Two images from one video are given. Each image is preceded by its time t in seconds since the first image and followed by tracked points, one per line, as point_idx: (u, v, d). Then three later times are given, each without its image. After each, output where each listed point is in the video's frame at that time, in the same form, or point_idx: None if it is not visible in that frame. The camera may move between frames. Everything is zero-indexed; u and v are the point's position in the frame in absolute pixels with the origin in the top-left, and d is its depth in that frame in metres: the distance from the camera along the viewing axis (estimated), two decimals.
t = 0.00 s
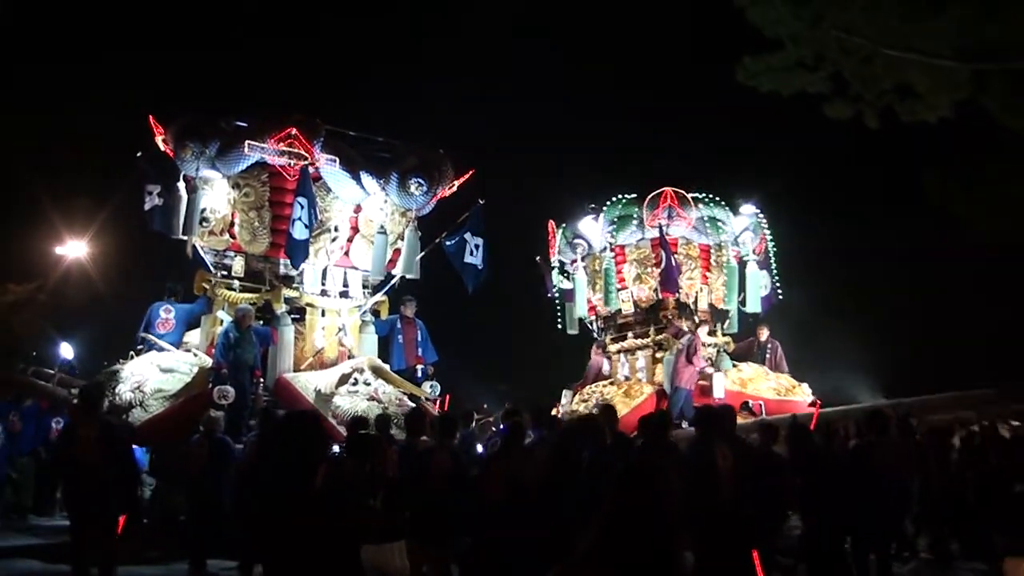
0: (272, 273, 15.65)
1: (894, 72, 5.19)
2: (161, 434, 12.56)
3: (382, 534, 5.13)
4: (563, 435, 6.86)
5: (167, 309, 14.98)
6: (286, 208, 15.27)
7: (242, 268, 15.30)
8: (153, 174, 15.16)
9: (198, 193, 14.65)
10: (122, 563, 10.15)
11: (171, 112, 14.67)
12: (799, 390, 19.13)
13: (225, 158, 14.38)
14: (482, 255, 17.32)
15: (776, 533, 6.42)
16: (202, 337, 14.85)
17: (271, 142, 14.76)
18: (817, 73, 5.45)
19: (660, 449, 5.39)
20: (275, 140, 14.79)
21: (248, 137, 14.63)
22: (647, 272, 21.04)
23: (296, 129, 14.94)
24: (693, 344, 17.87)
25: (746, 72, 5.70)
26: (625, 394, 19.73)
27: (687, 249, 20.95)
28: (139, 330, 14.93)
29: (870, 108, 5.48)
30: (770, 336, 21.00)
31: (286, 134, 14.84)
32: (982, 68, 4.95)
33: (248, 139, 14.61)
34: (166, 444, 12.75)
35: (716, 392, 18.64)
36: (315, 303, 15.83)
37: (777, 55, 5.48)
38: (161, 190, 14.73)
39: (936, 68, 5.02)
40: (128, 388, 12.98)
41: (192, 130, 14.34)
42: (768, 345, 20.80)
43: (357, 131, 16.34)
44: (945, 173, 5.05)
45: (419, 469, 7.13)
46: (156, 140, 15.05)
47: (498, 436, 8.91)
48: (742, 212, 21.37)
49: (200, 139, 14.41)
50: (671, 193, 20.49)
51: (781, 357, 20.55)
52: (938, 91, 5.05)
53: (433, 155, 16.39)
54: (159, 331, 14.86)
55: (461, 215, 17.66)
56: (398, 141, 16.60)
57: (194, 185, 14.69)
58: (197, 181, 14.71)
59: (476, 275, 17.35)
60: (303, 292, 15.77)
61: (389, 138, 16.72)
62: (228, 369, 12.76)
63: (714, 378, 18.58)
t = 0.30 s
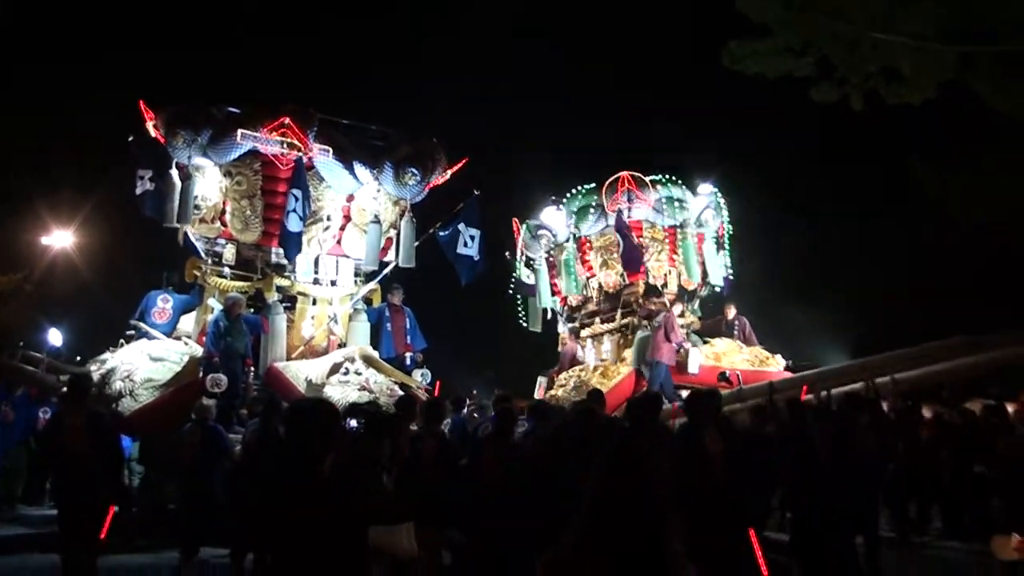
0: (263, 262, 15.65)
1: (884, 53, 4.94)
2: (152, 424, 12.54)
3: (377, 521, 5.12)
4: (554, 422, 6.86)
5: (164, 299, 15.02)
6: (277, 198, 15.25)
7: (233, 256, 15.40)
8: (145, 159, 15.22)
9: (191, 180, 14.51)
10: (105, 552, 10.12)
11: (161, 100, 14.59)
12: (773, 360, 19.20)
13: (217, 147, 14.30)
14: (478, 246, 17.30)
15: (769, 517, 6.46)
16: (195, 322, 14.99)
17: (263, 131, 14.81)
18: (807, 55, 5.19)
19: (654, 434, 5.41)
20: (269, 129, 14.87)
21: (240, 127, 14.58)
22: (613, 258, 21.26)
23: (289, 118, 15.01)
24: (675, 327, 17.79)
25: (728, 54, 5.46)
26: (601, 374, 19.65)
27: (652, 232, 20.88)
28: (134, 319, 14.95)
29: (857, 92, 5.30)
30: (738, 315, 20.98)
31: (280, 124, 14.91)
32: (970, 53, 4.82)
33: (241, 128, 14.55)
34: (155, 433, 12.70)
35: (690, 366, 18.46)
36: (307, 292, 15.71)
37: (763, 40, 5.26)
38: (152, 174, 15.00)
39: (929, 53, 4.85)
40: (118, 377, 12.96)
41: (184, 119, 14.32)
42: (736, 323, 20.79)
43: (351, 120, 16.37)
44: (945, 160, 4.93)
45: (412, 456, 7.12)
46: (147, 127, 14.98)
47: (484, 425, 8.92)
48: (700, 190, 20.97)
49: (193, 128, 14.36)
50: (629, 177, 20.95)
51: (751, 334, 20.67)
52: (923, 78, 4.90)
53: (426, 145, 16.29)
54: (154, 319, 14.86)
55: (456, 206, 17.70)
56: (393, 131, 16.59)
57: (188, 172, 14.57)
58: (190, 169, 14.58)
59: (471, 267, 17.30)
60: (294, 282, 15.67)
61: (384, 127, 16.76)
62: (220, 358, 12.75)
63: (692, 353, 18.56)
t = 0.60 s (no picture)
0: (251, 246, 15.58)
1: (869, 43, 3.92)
2: (139, 408, 12.51)
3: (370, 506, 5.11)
4: (545, 408, 6.86)
5: (153, 288, 14.58)
6: (264, 181, 15.12)
7: (219, 241, 15.34)
8: (132, 142, 15.04)
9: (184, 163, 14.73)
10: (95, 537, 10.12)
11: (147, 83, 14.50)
12: (767, 354, 19.18)
13: (202, 131, 14.25)
14: (470, 229, 17.28)
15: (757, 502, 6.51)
16: (182, 307, 15.19)
17: (249, 114, 14.58)
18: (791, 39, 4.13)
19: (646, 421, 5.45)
20: (254, 113, 14.61)
21: (224, 110, 14.44)
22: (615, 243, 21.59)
23: (275, 102, 14.75)
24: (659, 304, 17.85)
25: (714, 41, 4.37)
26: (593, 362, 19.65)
27: (654, 217, 21.29)
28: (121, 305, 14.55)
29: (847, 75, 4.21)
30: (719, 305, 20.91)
31: (265, 108, 14.63)
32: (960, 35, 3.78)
33: (225, 112, 14.41)
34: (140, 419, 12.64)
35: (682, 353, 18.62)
36: (296, 275, 15.69)
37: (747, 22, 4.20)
38: (140, 158, 14.89)
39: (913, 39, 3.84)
40: (103, 362, 12.92)
41: (169, 103, 14.24)
42: (718, 314, 20.74)
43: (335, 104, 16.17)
44: (941, 148, 3.87)
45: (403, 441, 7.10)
46: (132, 111, 14.89)
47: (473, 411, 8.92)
48: (706, 179, 21.26)
49: (178, 111, 14.32)
50: (635, 163, 20.76)
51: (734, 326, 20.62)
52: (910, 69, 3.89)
53: (412, 128, 16.25)
54: (141, 308, 14.45)
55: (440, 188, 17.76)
56: (377, 114, 16.42)
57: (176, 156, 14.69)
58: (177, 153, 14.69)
59: (465, 249, 17.28)
60: (284, 264, 15.77)
61: (369, 110, 16.57)
62: (209, 342, 12.73)
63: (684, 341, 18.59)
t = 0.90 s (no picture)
0: (240, 239, 15.57)
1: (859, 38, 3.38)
2: (132, 399, 12.55)
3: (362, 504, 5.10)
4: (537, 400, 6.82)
5: (143, 282, 14.87)
6: (255, 173, 15.18)
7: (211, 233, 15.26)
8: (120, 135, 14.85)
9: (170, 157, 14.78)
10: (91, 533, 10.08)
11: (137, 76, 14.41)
12: (766, 355, 19.47)
13: (193, 124, 14.29)
14: (459, 220, 17.32)
15: (755, 496, 6.50)
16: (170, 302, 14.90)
17: (240, 107, 14.57)
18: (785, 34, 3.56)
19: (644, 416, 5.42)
20: (245, 105, 14.59)
21: (215, 103, 14.45)
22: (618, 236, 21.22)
23: (265, 94, 14.66)
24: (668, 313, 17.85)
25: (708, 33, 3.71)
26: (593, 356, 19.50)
27: (658, 212, 21.09)
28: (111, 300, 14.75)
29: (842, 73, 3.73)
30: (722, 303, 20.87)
31: (256, 100, 14.57)
32: (955, 32, 3.27)
33: (216, 105, 14.42)
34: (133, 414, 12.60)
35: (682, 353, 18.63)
36: (284, 270, 15.67)
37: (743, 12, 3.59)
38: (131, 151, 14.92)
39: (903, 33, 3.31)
40: (96, 354, 12.90)
41: (159, 95, 14.20)
42: (720, 312, 20.71)
43: (325, 96, 16.17)
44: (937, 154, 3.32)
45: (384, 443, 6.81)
46: (121, 104, 14.79)
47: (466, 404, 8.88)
48: (711, 175, 21.41)
49: (167, 104, 14.26)
50: (641, 157, 20.42)
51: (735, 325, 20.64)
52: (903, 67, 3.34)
53: (402, 120, 16.13)
54: (133, 302, 14.72)
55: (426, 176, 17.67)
56: (368, 106, 16.43)
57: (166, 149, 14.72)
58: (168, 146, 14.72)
59: (453, 241, 17.34)
60: (271, 258, 15.67)
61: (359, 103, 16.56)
62: (201, 335, 12.73)
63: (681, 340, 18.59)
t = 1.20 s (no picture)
0: (237, 240, 15.51)
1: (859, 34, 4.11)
2: (129, 402, 12.47)
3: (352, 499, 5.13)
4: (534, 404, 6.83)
5: (135, 281, 14.93)
6: (252, 175, 15.09)
7: (208, 236, 15.30)
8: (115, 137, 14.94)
9: (163, 160, 14.67)
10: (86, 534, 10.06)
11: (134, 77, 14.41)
12: (768, 360, 19.37)
13: (190, 126, 14.23)
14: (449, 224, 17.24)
15: (753, 496, 6.49)
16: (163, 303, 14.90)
17: (237, 108, 14.52)
18: (781, 35, 4.22)
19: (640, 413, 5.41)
20: (242, 106, 14.55)
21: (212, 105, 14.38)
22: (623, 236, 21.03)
23: (262, 96, 14.73)
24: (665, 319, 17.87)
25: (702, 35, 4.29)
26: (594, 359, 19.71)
27: (664, 214, 20.97)
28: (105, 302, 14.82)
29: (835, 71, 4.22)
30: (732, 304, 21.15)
31: (253, 102, 14.60)
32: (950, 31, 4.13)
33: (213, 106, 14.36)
34: (129, 415, 12.46)
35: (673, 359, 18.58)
36: (276, 270, 15.61)
37: (737, 16, 4.28)
38: (124, 154, 14.60)
39: (900, 32, 4.09)
40: (93, 356, 12.84)
41: (155, 97, 14.21)
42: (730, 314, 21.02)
43: (323, 98, 16.21)
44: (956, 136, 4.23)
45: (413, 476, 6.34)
46: (118, 107, 14.78)
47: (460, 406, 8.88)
48: (719, 176, 21.27)
49: (165, 105, 14.24)
50: (648, 158, 20.60)
51: (743, 328, 20.85)
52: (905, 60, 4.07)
53: (400, 121, 16.14)
54: (127, 302, 14.80)
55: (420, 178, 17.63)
56: (366, 107, 16.39)
57: (160, 152, 14.69)
58: (162, 148, 14.69)
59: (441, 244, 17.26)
60: (265, 259, 15.64)
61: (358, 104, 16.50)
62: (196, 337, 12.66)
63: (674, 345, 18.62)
